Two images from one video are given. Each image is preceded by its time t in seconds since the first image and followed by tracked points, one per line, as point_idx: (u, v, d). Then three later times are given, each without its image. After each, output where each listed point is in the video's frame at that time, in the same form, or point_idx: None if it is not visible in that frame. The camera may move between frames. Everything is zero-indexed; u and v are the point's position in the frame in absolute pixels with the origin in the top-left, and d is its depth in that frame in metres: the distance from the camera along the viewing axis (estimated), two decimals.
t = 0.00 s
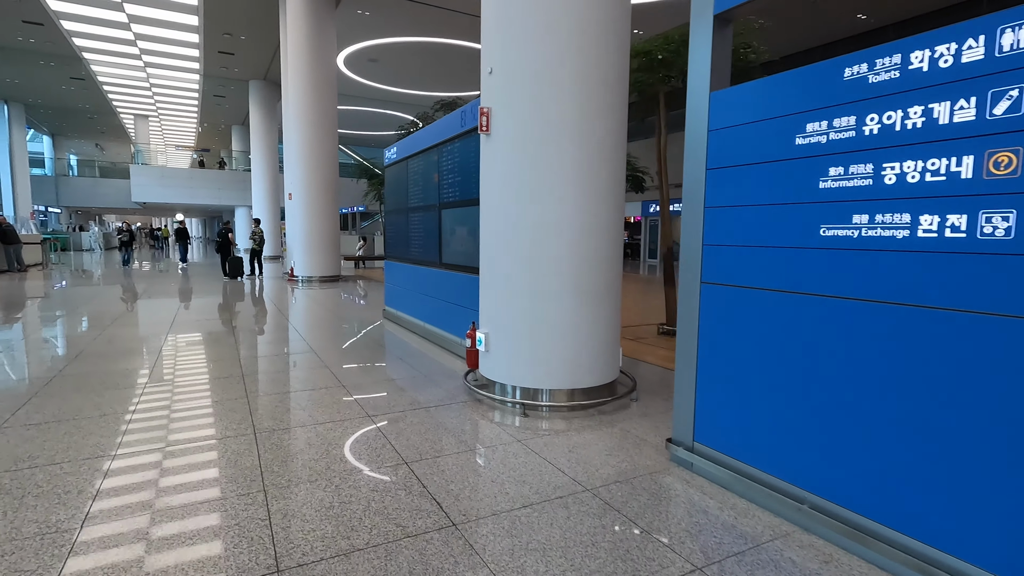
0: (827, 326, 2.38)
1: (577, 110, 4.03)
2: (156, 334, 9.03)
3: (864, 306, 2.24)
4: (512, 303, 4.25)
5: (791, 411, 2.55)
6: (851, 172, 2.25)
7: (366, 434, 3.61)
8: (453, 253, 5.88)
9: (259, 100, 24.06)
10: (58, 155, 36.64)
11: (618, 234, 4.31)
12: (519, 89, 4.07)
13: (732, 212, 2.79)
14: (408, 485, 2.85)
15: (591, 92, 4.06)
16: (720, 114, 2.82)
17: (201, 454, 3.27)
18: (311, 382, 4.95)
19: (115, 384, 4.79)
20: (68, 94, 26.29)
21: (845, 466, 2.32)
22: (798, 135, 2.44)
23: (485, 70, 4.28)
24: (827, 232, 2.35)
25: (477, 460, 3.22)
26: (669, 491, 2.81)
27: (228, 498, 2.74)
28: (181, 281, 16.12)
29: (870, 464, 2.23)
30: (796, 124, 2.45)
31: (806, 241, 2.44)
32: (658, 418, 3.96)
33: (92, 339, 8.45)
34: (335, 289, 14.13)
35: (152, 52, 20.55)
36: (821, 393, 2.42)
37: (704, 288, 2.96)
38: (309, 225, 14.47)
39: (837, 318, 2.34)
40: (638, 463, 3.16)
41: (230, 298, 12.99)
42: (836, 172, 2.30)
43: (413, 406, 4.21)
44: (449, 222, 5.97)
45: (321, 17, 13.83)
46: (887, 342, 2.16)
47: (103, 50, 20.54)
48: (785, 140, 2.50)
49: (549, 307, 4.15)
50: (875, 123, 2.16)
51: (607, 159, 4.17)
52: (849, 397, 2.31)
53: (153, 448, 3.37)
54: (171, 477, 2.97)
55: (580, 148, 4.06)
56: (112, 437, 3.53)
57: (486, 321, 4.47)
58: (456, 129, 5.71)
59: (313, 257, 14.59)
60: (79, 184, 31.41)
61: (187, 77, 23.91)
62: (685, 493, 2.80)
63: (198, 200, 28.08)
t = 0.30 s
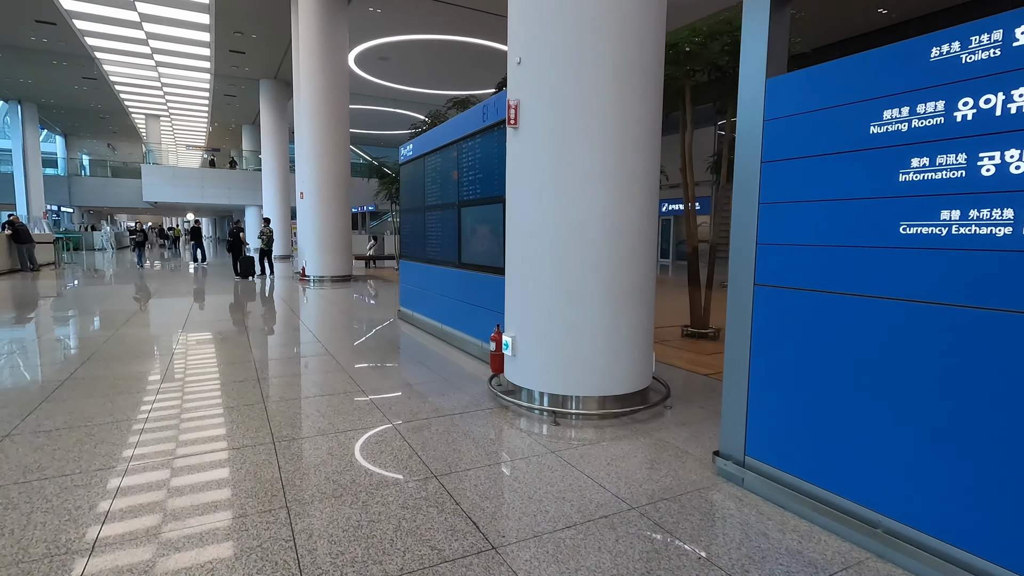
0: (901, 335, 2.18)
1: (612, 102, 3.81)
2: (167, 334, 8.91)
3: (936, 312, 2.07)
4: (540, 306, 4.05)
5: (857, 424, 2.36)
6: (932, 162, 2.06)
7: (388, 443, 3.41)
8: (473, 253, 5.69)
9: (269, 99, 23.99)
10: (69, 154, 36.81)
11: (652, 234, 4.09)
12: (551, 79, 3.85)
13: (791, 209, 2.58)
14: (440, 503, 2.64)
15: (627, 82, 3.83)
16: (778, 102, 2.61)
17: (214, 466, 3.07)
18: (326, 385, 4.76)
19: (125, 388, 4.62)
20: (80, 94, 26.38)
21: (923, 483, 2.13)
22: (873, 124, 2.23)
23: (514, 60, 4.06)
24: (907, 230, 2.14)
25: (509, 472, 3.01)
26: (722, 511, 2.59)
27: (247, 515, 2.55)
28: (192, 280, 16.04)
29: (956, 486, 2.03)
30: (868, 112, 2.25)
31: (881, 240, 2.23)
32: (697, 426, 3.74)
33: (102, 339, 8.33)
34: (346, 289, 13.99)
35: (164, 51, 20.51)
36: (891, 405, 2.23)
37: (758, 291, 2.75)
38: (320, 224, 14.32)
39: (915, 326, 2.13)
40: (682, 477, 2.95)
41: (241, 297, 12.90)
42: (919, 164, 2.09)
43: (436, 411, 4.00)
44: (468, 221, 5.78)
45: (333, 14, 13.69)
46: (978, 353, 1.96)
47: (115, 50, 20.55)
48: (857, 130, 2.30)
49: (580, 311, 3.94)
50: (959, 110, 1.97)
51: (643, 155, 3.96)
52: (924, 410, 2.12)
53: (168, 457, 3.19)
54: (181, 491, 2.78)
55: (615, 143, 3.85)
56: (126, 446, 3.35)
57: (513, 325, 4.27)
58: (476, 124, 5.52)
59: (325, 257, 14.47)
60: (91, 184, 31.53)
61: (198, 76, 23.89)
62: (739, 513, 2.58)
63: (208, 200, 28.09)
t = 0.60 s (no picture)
0: (937, 336, 2.17)
1: (652, 94, 3.58)
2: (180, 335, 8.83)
3: (987, 316, 2.03)
4: (573, 312, 3.85)
5: (903, 430, 2.28)
6: (976, 161, 2.05)
7: (416, 457, 3.22)
8: (497, 255, 5.49)
9: (281, 99, 23.94)
10: (83, 156, 37.09)
11: (692, 235, 3.86)
12: (590, 71, 3.63)
13: (865, 208, 2.40)
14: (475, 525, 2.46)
15: (671, 73, 3.61)
16: (849, 93, 2.44)
17: (237, 482, 2.89)
18: (347, 391, 4.59)
19: (141, 393, 4.47)
20: (94, 96, 26.57)
21: (963, 486, 2.10)
22: (965, 115, 2.07)
23: (548, 52, 3.84)
24: (1007, 232, 1.97)
25: (549, 490, 2.81)
26: (788, 539, 2.38)
27: (270, 540, 2.35)
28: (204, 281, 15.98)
29: (994, 487, 2.01)
30: (917, 110, 2.21)
31: (977, 243, 2.05)
32: (742, 440, 3.51)
33: (116, 341, 8.24)
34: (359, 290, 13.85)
35: (177, 52, 20.53)
36: (965, 417, 2.09)
37: (824, 298, 2.56)
38: (333, 225, 14.20)
39: (951, 326, 2.13)
40: (735, 498, 2.74)
41: (254, 298, 12.83)
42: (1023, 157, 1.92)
43: (463, 421, 3.80)
44: (491, 222, 5.59)
45: (346, 12, 13.59)
46: (1009, 351, 1.96)
47: (128, 50, 20.58)
48: (947, 122, 2.12)
49: (616, 318, 3.73)
50: (996, 107, 1.98)
51: (684, 151, 3.72)
52: (1004, 422, 1.98)
53: (187, 472, 3.01)
54: (196, 509, 2.61)
55: (655, 138, 3.62)
56: (144, 459, 3.18)
57: (543, 332, 4.06)
58: (499, 122, 5.33)
59: (338, 257, 14.35)
60: (105, 185, 31.72)
61: (210, 77, 23.93)
62: (804, 541, 2.37)
63: (219, 201, 28.12)
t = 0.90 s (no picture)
0: None
1: (693, 82, 3.36)
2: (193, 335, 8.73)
3: None
4: (606, 314, 3.62)
5: (994, 452, 2.04)
6: None
7: (443, 471, 3.02)
8: (519, 255, 5.29)
9: (293, 99, 23.90)
10: (97, 156, 37.33)
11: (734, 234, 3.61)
12: (625, 59, 3.41)
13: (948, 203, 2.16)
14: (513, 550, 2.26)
15: (712, 62, 3.37)
16: (930, 77, 2.19)
17: (256, 498, 2.71)
18: (365, 397, 4.40)
19: (153, 397, 4.32)
20: (108, 96, 26.71)
21: None
22: None
23: (580, 41, 3.63)
24: None
25: (588, 509, 2.60)
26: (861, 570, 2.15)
27: (292, 567, 2.15)
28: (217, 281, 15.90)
29: None
30: (1007, 93, 1.99)
31: None
32: (789, 453, 3.28)
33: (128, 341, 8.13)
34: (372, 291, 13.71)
35: (190, 51, 20.52)
36: None
37: (897, 304, 2.31)
38: (346, 224, 14.07)
39: None
40: (793, 521, 2.51)
41: (266, 298, 12.74)
42: None
43: (489, 431, 3.59)
44: (513, 222, 5.39)
45: (359, 10, 13.45)
46: None
47: (142, 51, 20.61)
48: None
49: (652, 321, 3.50)
50: None
51: (726, 144, 3.48)
52: None
53: (203, 487, 2.83)
54: (208, 516, 2.53)
55: (695, 129, 3.39)
56: (159, 471, 3.01)
57: (574, 336, 3.85)
58: (522, 117, 5.14)
59: (351, 257, 14.21)
60: (118, 185, 31.90)
61: (223, 77, 23.93)
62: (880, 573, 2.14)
63: (231, 201, 28.15)
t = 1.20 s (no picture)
0: None
1: (741, 71, 3.09)
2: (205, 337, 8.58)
3: None
4: (643, 322, 3.37)
5: None
6: None
7: (471, 492, 2.78)
8: (542, 256, 5.06)
9: (304, 98, 23.79)
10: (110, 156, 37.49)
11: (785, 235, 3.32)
12: (666, 47, 3.15)
13: None
14: None
15: (761, 48, 3.10)
16: None
17: (267, 522, 2.50)
18: (382, 405, 4.18)
19: (162, 406, 4.13)
20: (120, 96, 26.77)
21: None
22: None
23: (616, 26, 3.37)
24: None
25: (634, 540, 2.36)
26: None
27: None
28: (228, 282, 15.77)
29: None
30: None
31: None
32: (845, 474, 3.02)
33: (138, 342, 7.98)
34: (384, 291, 13.53)
35: (201, 50, 20.46)
36: None
37: (989, 314, 2.04)
38: (358, 224, 13.90)
39: None
40: (865, 557, 2.25)
41: (277, 298, 12.60)
42: None
43: (516, 446, 3.35)
44: (534, 221, 5.17)
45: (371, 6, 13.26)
46: None
47: (153, 50, 20.56)
48: None
49: (694, 331, 3.23)
50: None
51: (775, 137, 3.21)
52: None
53: (212, 509, 2.61)
54: (217, 522, 2.49)
55: (743, 122, 3.13)
56: (164, 490, 2.79)
57: (607, 345, 3.59)
58: (545, 112, 4.91)
59: (363, 258, 14.03)
60: (131, 185, 32.01)
61: (234, 76, 23.87)
62: None
63: (242, 200, 28.11)
